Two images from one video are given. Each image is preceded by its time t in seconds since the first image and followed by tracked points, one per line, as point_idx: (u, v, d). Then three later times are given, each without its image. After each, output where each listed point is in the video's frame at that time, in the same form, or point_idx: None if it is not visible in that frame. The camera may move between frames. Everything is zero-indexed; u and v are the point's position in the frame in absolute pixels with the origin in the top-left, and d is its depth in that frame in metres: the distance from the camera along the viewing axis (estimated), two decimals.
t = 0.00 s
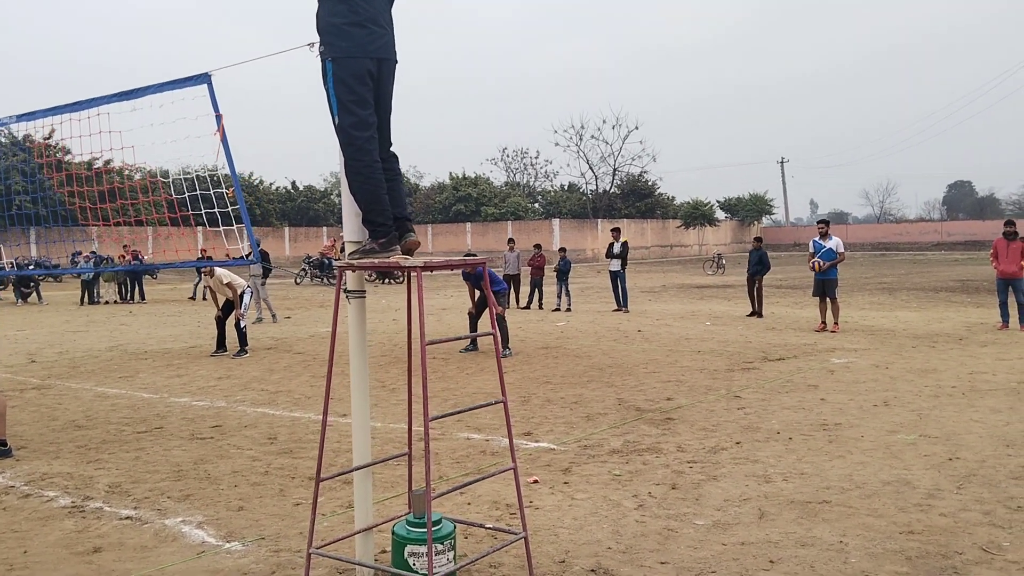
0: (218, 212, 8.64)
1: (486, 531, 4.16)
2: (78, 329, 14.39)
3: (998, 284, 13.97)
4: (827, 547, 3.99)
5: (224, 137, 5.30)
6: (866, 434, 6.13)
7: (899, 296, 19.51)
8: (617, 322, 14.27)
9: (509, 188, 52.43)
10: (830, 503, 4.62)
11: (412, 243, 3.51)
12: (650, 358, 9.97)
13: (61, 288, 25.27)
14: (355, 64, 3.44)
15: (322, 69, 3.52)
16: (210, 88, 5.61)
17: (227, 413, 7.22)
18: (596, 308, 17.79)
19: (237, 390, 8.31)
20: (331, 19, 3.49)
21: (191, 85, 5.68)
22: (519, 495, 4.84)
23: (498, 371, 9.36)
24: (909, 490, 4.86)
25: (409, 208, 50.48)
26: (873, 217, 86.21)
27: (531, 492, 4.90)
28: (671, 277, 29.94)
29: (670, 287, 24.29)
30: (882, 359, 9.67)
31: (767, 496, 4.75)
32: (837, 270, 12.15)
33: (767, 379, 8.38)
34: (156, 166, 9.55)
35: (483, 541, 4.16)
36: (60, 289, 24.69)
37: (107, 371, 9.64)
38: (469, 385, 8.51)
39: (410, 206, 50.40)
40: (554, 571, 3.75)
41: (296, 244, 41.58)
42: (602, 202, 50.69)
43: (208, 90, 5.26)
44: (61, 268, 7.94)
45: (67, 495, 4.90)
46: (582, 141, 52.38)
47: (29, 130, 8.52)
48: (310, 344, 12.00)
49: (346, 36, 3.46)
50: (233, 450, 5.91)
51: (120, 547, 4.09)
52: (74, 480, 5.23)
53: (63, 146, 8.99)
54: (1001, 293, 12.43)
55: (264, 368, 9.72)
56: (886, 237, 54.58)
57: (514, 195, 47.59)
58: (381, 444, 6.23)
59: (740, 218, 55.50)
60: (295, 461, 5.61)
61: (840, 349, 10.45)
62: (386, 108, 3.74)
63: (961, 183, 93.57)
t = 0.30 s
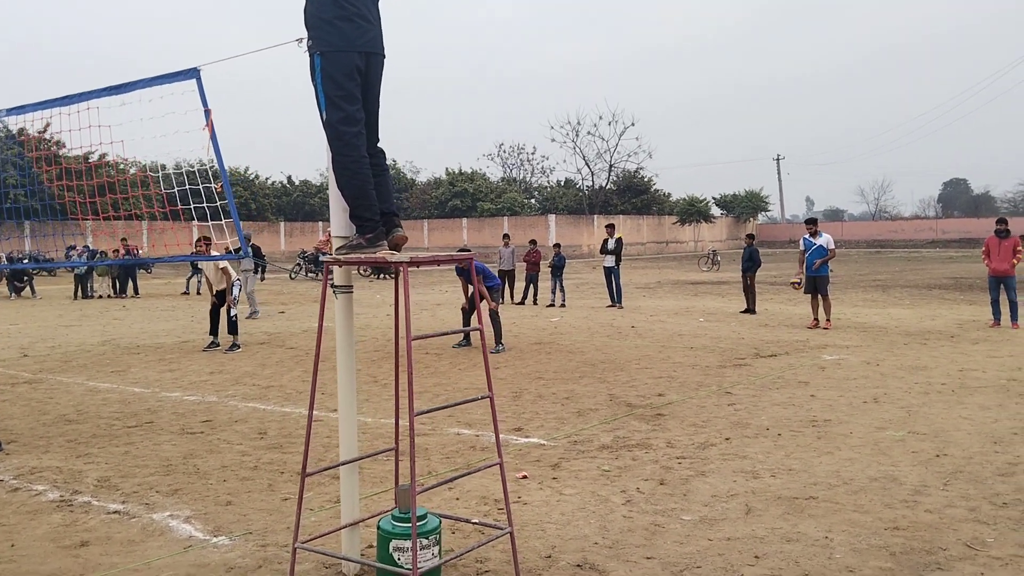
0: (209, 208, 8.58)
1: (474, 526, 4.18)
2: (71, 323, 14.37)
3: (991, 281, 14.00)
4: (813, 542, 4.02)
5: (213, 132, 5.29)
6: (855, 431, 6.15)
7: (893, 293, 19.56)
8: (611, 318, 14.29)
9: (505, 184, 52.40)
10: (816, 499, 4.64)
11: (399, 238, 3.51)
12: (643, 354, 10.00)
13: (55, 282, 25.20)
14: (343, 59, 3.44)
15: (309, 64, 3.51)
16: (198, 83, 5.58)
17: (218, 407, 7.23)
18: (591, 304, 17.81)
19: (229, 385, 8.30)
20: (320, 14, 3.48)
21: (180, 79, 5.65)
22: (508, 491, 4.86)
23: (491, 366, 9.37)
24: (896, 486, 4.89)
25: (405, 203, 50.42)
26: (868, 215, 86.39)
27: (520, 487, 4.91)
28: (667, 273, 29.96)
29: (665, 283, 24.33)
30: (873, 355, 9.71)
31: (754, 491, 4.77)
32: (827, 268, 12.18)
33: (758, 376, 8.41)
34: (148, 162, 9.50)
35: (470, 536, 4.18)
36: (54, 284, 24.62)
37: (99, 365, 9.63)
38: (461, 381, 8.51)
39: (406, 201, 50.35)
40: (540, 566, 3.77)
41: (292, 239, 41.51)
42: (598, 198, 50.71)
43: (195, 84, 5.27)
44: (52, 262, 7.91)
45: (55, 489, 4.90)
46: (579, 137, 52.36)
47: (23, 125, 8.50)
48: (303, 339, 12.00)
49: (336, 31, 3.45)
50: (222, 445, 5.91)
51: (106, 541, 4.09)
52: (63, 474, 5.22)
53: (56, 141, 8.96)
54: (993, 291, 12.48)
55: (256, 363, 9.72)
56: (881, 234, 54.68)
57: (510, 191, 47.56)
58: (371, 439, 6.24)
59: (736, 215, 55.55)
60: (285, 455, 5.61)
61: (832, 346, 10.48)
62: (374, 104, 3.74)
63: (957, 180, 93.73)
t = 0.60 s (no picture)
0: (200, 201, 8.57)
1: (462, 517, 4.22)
2: (64, 315, 14.36)
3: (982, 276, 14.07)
4: (797, 533, 4.06)
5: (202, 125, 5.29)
6: (842, 424, 6.20)
7: (886, 288, 19.63)
8: (604, 311, 14.33)
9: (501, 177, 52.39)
10: (802, 491, 4.69)
11: (386, 230, 3.53)
12: (634, 347, 10.04)
13: (48, 274, 25.14)
14: (332, 51, 3.45)
15: (298, 56, 3.52)
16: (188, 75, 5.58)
17: (210, 398, 7.25)
18: (584, 297, 17.85)
19: (221, 376, 8.32)
20: (309, 6, 3.49)
21: (170, 71, 5.65)
22: (496, 481, 4.89)
23: (483, 359, 9.40)
24: (881, 479, 4.93)
25: (400, 196, 50.38)
26: (863, 211, 86.49)
27: (508, 478, 4.94)
28: (661, 267, 30.01)
29: (659, 277, 24.38)
30: (863, 349, 9.76)
31: (740, 483, 4.82)
32: (817, 262, 12.24)
33: (748, 369, 8.45)
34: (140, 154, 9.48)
35: (458, 526, 4.21)
36: (48, 275, 24.57)
37: (91, 356, 9.64)
38: (453, 373, 8.54)
39: (401, 194, 50.30)
40: (526, 556, 3.80)
41: (286, 232, 41.45)
42: (593, 192, 50.73)
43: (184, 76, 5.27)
44: (45, 254, 7.92)
45: (46, 479, 4.92)
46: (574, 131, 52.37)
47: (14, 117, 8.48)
48: (296, 331, 12.01)
49: (324, 24, 3.46)
50: (213, 435, 5.94)
51: (96, 530, 4.12)
52: (54, 464, 5.24)
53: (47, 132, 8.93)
54: (983, 285, 12.54)
55: (248, 355, 9.74)
56: (875, 229, 54.81)
57: (506, 184, 47.55)
58: (361, 431, 6.27)
59: (731, 209, 55.61)
60: (275, 446, 5.64)
61: (822, 340, 10.53)
62: (363, 96, 3.75)
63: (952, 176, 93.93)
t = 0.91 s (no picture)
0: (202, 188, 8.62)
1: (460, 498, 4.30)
2: (68, 302, 14.45)
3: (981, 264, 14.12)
4: (788, 515, 4.14)
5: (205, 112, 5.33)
6: (837, 409, 6.28)
7: (886, 276, 19.68)
8: (604, 299, 14.41)
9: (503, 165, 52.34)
10: (794, 474, 4.77)
11: (386, 217, 3.61)
12: (633, 334, 10.13)
13: (51, 260, 25.24)
14: (334, 40, 3.51)
15: (301, 45, 3.57)
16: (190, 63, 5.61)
17: (213, 384, 7.35)
18: (585, 285, 17.92)
19: (224, 362, 8.41)
20: None
21: (172, 59, 5.68)
22: (494, 465, 4.98)
23: (483, 346, 9.48)
24: (873, 463, 5.01)
25: (403, 183, 50.38)
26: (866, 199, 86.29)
27: (506, 462, 5.03)
28: (663, 255, 30.07)
29: (660, 265, 24.44)
30: (860, 337, 9.84)
31: (734, 466, 4.90)
32: (813, 251, 12.30)
33: (746, 356, 8.53)
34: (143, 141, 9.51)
35: (456, 507, 4.30)
36: (51, 262, 24.66)
37: (95, 342, 9.73)
38: (453, 360, 8.63)
39: (403, 182, 50.30)
40: (523, 536, 3.89)
41: (288, 220, 41.49)
42: (595, 180, 50.70)
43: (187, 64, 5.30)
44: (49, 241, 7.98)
45: (52, 461, 5.02)
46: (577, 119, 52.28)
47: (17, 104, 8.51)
48: (298, 318, 12.11)
49: (326, 13, 3.51)
50: (216, 420, 6.03)
51: (102, 511, 4.21)
52: (60, 447, 5.33)
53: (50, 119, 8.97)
54: (981, 274, 12.60)
55: (251, 341, 9.83)
56: (877, 218, 54.77)
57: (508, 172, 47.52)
58: (362, 416, 6.36)
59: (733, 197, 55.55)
60: (277, 430, 5.73)
61: (820, 327, 10.60)
62: (363, 85, 3.81)
63: (955, 165, 93.68)
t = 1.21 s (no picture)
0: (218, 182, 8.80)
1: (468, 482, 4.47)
2: (85, 296, 14.70)
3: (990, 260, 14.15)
4: (784, 499, 4.28)
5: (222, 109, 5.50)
6: (837, 400, 6.41)
7: (896, 272, 19.71)
8: (613, 294, 14.53)
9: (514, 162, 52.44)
10: (792, 461, 4.91)
11: (396, 211, 3.76)
12: (641, 329, 10.26)
13: (68, 256, 25.56)
14: (346, 41, 3.67)
15: (314, 45, 3.73)
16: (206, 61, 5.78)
17: (228, 375, 7.54)
18: (595, 281, 18.05)
19: (239, 354, 8.61)
20: None
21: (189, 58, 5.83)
22: (501, 452, 5.14)
23: (493, 340, 9.64)
24: (870, 451, 5.14)
25: (414, 180, 50.56)
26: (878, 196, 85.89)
27: (513, 449, 5.19)
28: (673, 252, 30.12)
29: (670, 261, 24.53)
30: (866, 331, 9.93)
31: (734, 454, 5.04)
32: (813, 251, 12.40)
33: (751, 350, 8.65)
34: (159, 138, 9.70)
35: (464, 490, 4.47)
36: (67, 258, 24.96)
37: (112, 335, 9.96)
38: (463, 353, 8.79)
39: (415, 178, 50.49)
40: (528, 517, 4.05)
41: (301, 216, 41.75)
42: (606, 176, 50.71)
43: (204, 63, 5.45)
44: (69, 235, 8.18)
45: (75, 447, 5.22)
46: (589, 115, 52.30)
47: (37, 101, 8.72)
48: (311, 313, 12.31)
49: (339, 15, 3.67)
50: (232, 409, 6.22)
51: (123, 493, 4.40)
52: (82, 434, 5.53)
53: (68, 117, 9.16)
54: (989, 270, 12.64)
55: (265, 334, 10.03)
56: (889, 214, 54.55)
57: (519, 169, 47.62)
58: (374, 406, 6.53)
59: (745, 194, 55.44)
60: (291, 419, 5.91)
61: (827, 322, 10.70)
62: (374, 83, 3.97)
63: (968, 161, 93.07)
